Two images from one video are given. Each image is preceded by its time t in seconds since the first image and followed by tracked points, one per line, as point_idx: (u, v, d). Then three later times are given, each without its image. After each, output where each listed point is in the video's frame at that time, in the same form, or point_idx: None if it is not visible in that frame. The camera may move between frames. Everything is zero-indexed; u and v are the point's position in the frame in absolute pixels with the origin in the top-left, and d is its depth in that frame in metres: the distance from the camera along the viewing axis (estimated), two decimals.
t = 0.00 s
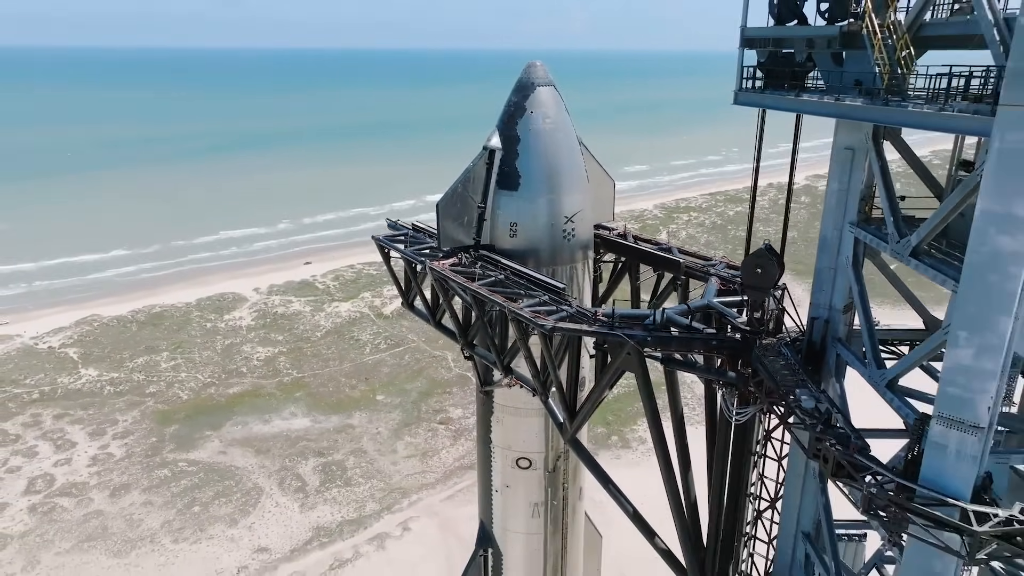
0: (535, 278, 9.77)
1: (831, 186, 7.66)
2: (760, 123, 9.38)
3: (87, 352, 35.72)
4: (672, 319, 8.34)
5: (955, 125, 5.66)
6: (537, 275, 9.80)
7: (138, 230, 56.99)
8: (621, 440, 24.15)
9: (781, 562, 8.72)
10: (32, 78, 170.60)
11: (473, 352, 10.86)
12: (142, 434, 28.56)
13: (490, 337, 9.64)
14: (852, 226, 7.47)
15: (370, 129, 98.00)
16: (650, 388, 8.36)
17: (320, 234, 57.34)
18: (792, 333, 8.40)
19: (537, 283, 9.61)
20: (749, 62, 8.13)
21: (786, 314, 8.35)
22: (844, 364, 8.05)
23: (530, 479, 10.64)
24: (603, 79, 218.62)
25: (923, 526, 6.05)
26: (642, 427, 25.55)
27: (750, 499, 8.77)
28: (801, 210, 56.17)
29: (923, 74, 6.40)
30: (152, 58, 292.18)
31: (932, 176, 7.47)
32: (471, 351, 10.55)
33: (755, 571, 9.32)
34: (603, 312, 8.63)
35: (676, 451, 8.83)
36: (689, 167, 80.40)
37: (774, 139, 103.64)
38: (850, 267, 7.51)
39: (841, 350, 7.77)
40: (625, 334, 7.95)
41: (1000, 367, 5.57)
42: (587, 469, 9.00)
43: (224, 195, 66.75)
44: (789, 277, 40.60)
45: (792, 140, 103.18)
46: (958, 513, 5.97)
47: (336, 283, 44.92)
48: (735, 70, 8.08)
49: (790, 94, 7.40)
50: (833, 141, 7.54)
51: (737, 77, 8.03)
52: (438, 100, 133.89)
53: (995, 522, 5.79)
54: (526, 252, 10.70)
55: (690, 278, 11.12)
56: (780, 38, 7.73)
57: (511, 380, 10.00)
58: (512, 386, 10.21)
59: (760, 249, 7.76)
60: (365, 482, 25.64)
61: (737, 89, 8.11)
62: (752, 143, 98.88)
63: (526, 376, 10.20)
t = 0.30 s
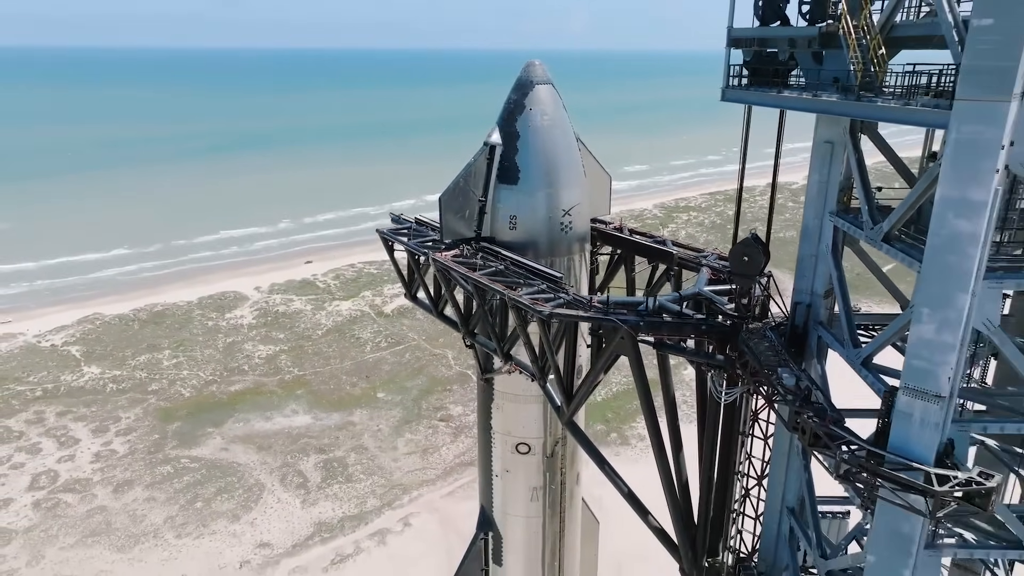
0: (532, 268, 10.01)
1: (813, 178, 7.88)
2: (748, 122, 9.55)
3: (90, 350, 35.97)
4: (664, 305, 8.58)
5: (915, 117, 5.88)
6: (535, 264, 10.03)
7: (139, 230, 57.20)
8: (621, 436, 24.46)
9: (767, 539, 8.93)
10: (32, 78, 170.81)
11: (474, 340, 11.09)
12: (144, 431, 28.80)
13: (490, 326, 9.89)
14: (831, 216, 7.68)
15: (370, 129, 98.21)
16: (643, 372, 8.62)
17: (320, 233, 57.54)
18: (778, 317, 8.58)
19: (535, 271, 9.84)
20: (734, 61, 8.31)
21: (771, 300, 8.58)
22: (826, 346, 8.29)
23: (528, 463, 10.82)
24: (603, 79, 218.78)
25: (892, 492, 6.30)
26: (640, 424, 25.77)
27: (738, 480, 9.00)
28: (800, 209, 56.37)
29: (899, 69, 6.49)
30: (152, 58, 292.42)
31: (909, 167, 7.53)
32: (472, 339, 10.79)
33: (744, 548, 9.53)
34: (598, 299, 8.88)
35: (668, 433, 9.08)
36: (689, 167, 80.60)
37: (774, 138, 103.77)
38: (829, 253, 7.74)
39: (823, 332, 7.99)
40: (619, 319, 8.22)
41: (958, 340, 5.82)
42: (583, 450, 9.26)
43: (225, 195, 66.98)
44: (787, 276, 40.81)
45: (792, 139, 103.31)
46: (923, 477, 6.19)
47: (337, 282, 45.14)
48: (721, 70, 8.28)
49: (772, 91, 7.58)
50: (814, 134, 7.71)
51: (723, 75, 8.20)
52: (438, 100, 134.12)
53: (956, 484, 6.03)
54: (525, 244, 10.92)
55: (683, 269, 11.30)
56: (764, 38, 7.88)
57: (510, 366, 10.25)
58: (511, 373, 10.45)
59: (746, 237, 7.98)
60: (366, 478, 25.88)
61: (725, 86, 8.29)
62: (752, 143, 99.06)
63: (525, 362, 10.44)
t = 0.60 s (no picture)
0: (530, 258, 10.24)
1: (797, 170, 8.11)
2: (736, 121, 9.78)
3: (92, 349, 36.21)
4: (658, 294, 8.82)
5: (887, 113, 6.15)
6: (533, 255, 10.25)
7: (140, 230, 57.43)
8: (620, 433, 24.76)
9: (755, 516, 9.19)
10: (32, 78, 170.94)
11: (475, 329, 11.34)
12: (147, 428, 29.03)
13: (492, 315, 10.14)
14: (813, 206, 7.91)
15: (370, 130, 98.45)
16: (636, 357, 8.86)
17: (320, 233, 57.77)
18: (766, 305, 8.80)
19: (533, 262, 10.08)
20: (723, 61, 8.60)
21: (758, 288, 8.78)
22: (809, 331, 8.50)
23: (527, 450, 11.05)
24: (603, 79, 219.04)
25: (866, 461, 6.51)
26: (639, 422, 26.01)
27: (727, 460, 9.25)
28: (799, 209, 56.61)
29: (880, 71, 6.75)
30: (152, 58, 292.82)
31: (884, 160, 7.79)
32: (474, 329, 10.99)
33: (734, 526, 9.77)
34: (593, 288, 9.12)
35: (662, 417, 9.33)
36: (689, 167, 80.83)
37: (774, 139, 104.00)
38: (812, 242, 7.98)
39: (806, 318, 8.17)
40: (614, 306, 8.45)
41: (924, 318, 6.08)
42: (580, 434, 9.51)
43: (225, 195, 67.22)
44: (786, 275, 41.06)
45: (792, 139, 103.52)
46: (893, 445, 6.36)
47: (338, 281, 45.35)
48: (710, 69, 8.53)
49: (757, 89, 7.84)
50: (797, 129, 7.95)
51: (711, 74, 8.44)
52: (438, 100, 134.36)
53: (922, 453, 6.22)
54: (524, 237, 11.14)
55: (677, 260, 11.58)
56: (750, 39, 8.14)
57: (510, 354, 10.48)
58: (511, 361, 10.66)
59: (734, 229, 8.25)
60: (368, 475, 26.12)
61: (713, 85, 8.53)
62: (752, 143, 99.28)
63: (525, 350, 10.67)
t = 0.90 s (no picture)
0: (530, 250, 10.46)
1: (783, 163, 8.33)
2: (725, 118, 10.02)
3: (95, 347, 36.45)
4: (651, 283, 9.05)
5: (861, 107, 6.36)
6: (533, 247, 10.47)
7: (141, 229, 57.65)
8: (620, 429, 25.05)
9: (745, 496, 9.43)
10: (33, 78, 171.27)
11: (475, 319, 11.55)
12: (149, 426, 29.27)
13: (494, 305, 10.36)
14: (798, 197, 8.13)
15: (370, 129, 98.69)
16: (632, 344, 9.07)
17: (321, 232, 58.00)
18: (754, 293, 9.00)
19: (532, 253, 10.30)
20: (713, 59, 8.84)
21: (748, 276, 8.99)
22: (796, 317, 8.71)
23: (527, 437, 11.26)
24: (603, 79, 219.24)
25: (844, 435, 6.72)
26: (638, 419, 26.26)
27: (719, 442, 9.48)
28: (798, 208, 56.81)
29: (858, 68, 7.02)
30: (153, 57, 293.30)
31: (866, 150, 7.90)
32: (475, 319, 11.20)
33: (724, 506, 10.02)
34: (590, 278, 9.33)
35: (655, 402, 9.57)
36: (689, 167, 81.05)
37: (774, 139, 104.13)
38: (797, 233, 8.18)
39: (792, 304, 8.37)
40: (609, 293, 8.66)
41: (897, 299, 6.30)
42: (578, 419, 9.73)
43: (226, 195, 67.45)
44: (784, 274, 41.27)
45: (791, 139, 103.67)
46: (868, 419, 6.58)
47: (338, 280, 45.57)
48: (701, 67, 8.81)
49: (743, 88, 8.08)
50: (783, 124, 8.18)
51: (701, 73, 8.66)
52: (439, 100, 134.52)
53: (895, 425, 6.42)
54: (524, 231, 11.36)
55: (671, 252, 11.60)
56: (739, 39, 8.38)
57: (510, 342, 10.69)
58: (511, 349, 10.88)
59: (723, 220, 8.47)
60: (369, 471, 26.35)
61: (703, 84, 8.75)
62: (752, 143, 99.46)
63: (524, 339, 10.88)
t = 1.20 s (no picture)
0: (529, 243, 10.69)
1: (769, 157, 8.57)
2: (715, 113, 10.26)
3: (98, 345, 36.69)
4: (645, 273, 9.27)
5: (838, 103, 6.60)
6: (532, 239, 10.69)
7: (142, 229, 57.90)
8: (619, 426, 25.29)
9: (736, 476, 9.69)
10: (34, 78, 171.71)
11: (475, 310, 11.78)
12: (152, 423, 29.50)
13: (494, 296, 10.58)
14: (784, 189, 8.37)
15: (371, 129, 98.95)
16: (626, 332, 9.30)
17: (322, 232, 58.27)
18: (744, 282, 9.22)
19: (531, 245, 10.53)
20: (704, 58, 9.07)
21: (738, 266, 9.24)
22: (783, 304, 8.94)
23: (526, 425, 11.50)
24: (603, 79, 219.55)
25: (824, 410, 6.96)
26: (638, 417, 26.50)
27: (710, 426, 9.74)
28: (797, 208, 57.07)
29: (837, 68, 7.31)
30: (153, 57, 293.68)
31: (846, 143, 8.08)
32: (476, 309, 11.44)
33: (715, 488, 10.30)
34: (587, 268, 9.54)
35: (649, 388, 9.80)
36: (688, 167, 81.30)
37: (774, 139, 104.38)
38: (783, 223, 8.42)
39: (779, 293, 8.61)
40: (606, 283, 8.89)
41: (871, 283, 6.55)
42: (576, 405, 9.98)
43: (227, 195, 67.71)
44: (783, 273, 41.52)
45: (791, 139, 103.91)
46: (846, 396, 6.82)
47: (340, 279, 45.80)
48: (692, 66, 9.04)
49: (731, 86, 8.33)
50: (769, 120, 8.43)
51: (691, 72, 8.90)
52: (439, 100, 134.81)
53: (870, 400, 6.66)
54: (524, 225, 11.61)
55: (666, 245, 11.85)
56: (728, 40, 8.60)
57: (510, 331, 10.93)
58: (511, 338, 11.14)
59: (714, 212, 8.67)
60: (370, 468, 26.59)
61: (694, 84, 9.01)
62: (752, 143, 99.71)
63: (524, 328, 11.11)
